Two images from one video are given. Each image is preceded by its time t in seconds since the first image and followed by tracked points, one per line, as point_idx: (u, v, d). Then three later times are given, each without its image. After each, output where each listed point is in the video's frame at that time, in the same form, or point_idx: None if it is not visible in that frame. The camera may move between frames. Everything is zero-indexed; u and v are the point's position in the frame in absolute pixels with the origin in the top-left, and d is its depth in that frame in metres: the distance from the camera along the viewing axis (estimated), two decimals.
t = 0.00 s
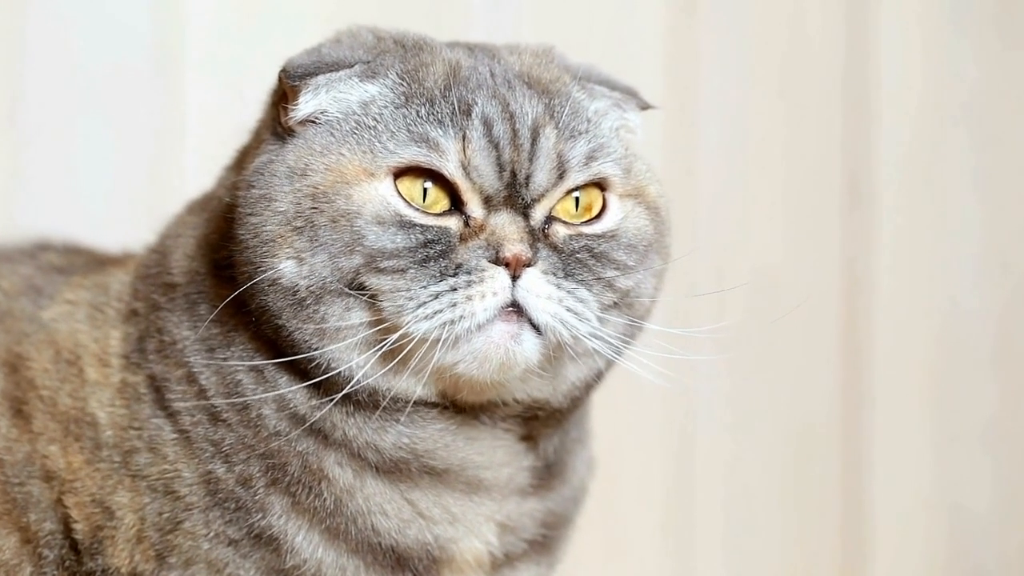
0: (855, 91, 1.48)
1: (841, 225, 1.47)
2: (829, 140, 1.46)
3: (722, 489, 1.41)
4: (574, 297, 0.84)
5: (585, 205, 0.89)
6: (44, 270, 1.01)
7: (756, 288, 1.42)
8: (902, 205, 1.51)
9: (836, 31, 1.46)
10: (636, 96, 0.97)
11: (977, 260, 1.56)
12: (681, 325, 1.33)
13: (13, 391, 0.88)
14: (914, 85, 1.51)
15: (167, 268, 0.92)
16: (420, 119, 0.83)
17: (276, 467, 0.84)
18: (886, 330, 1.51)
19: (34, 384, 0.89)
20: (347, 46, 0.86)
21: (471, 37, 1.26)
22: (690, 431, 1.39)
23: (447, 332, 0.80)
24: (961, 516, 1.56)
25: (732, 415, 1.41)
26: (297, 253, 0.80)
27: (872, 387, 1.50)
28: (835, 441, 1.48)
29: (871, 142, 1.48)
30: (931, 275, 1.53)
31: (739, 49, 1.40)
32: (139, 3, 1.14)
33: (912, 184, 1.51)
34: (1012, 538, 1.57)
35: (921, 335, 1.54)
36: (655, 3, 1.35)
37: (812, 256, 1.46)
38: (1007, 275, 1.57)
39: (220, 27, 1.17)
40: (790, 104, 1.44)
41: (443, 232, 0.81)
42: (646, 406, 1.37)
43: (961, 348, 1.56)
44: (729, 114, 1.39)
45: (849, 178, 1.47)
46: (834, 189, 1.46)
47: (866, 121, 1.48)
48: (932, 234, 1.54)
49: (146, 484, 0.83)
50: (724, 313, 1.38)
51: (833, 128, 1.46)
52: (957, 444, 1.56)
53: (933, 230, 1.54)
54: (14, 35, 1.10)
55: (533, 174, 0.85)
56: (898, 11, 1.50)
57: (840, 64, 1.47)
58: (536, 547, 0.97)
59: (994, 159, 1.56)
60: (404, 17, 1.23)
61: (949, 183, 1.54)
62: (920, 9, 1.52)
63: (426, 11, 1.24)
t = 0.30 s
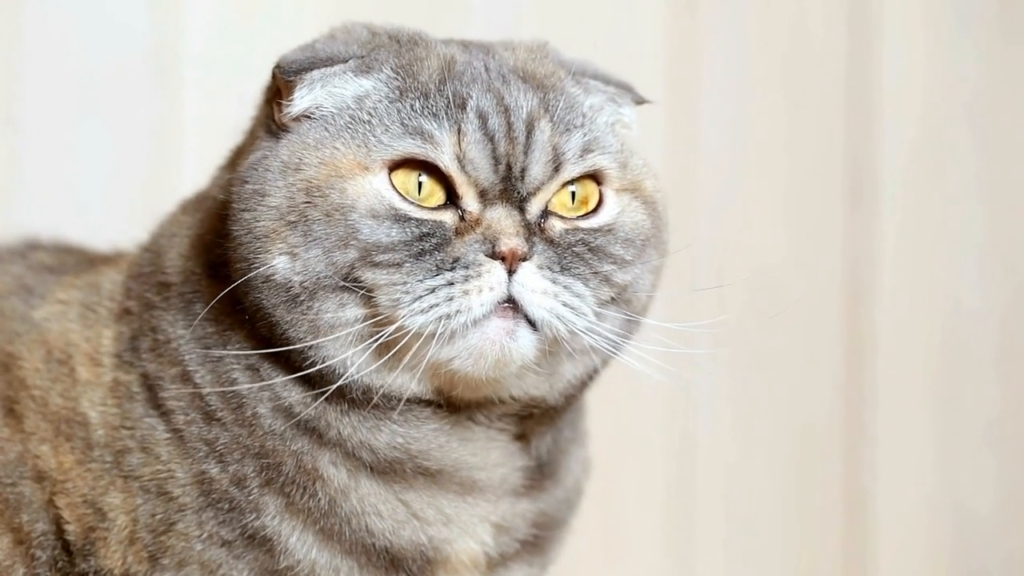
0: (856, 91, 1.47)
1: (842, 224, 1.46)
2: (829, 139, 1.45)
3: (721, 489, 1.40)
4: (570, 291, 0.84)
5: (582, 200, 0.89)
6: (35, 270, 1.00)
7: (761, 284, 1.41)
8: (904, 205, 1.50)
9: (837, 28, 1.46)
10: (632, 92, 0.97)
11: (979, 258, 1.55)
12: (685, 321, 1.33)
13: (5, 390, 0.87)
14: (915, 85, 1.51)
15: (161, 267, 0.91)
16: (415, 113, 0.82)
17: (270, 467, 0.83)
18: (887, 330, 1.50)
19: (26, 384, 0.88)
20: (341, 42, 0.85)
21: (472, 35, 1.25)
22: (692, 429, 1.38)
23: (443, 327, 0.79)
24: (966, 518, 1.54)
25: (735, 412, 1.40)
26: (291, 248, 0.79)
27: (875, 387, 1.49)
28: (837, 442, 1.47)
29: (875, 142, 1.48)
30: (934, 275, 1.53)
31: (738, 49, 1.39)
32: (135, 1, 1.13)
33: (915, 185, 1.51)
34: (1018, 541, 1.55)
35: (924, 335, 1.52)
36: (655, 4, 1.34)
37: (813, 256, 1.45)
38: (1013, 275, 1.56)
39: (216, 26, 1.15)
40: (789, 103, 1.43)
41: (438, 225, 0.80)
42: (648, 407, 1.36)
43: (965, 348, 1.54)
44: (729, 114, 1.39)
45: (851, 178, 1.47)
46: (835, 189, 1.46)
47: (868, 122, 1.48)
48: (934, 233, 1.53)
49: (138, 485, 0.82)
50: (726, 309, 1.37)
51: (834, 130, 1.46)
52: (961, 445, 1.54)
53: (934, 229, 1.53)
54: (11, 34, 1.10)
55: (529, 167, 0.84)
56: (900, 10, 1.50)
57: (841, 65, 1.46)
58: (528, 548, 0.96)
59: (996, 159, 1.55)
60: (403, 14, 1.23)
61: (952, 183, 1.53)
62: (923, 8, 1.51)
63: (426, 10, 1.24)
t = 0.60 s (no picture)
0: (859, 91, 1.46)
1: (844, 224, 1.46)
2: (831, 138, 1.45)
3: (722, 493, 1.39)
4: (573, 287, 0.83)
5: (584, 195, 0.88)
6: (32, 269, 0.99)
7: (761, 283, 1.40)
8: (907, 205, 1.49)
9: (840, 28, 1.45)
10: (633, 88, 0.96)
11: (981, 258, 1.53)
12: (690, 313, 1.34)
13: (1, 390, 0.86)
14: (919, 84, 1.49)
15: (160, 266, 0.90)
16: (415, 106, 0.82)
17: (270, 468, 0.82)
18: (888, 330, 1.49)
19: (23, 383, 0.87)
20: (341, 38, 0.84)
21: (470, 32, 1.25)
22: (693, 431, 1.37)
23: (445, 322, 0.78)
24: (966, 520, 1.52)
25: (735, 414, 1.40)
26: (292, 245, 0.78)
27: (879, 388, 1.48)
28: (840, 444, 1.46)
29: (878, 143, 1.47)
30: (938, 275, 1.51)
31: (739, 50, 1.38)
32: None
33: (917, 185, 1.49)
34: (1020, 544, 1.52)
35: (926, 336, 1.51)
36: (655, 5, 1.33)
37: (814, 256, 1.45)
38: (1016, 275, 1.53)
39: (215, 28, 1.15)
40: (790, 103, 1.42)
41: (440, 220, 0.79)
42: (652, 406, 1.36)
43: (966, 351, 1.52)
44: (732, 114, 1.39)
45: (854, 177, 1.46)
46: (836, 190, 1.45)
47: (871, 122, 1.47)
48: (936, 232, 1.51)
49: (136, 487, 0.81)
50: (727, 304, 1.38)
51: (836, 132, 1.45)
52: (963, 448, 1.52)
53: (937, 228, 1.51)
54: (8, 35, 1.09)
55: (531, 161, 0.84)
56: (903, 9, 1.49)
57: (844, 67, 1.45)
58: (525, 551, 0.95)
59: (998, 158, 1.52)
60: (403, 11, 1.22)
61: (955, 183, 1.51)
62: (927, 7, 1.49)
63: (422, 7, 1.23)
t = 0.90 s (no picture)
0: (862, 90, 1.45)
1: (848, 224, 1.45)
2: (835, 136, 1.44)
3: (725, 495, 1.38)
4: (575, 282, 0.82)
5: (586, 190, 0.87)
6: (30, 268, 0.98)
7: (763, 282, 1.39)
8: (912, 204, 1.49)
9: (842, 27, 1.44)
10: (636, 84, 0.95)
11: (985, 259, 1.53)
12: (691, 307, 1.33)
13: None
14: (921, 83, 1.49)
15: (159, 266, 0.89)
16: (415, 100, 0.81)
17: (270, 470, 0.81)
18: (891, 331, 1.48)
19: (20, 382, 0.86)
20: (340, 34, 0.84)
21: (469, 27, 1.24)
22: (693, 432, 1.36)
23: (446, 317, 0.77)
24: (971, 521, 1.52)
25: (736, 412, 1.38)
26: (292, 241, 0.77)
27: (882, 389, 1.47)
28: (844, 446, 1.45)
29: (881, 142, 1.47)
30: (943, 275, 1.51)
31: (741, 49, 1.38)
32: None
33: (921, 185, 1.49)
34: None
35: (929, 337, 1.50)
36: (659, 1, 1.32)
37: (816, 256, 1.44)
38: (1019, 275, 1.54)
39: (215, 27, 1.14)
40: (793, 101, 1.41)
41: (441, 214, 0.78)
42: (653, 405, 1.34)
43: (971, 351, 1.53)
44: (734, 112, 1.38)
45: (856, 177, 1.46)
46: (839, 190, 1.44)
47: (874, 122, 1.46)
48: (940, 233, 1.51)
49: (134, 488, 0.80)
50: (728, 300, 1.37)
51: (839, 129, 1.44)
52: (967, 449, 1.52)
53: (940, 230, 1.51)
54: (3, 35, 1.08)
55: (532, 155, 0.83)
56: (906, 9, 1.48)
57: (847, 65, 1.45)
58: (525, 553, 0.93)
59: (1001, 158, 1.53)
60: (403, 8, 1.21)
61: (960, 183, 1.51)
62: (930, 7, 1.49)
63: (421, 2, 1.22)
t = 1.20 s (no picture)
0: (865, 90, 1.45)
1: (851, 225, 1.44)
2: (838, 135, 1.43)
3: (728, 498, 1.37)
4: (579, 284, 0.81)
5: (589, 192, 0.86)
6: (27, 267, 0.98)
7: (765, 282, 1.38)
8: (915, 204, 1.48)
9: (845, 27, 1.44)
10: (640, 86, 0.95)
11: (989, 262, 1.52)
12: (698, 318, 1.32)
13: None
14: (925, 84, 1.48)
15: (158, 266, 0.89)
16: (417, 100, 0.80)
17: (269, 473, 0.80)
18: (894, 333, 1.47)
19: (16, 381, 0.85)
20: (342, 34, 0.83)
21: (470, 27, 1.23)
22: (699, 431, 1.35)
23: (449, 319, 0.77)
24: (975, 523, 1.51)
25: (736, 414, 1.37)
26: (293, 243, 0.76)
27: (885, 392, 1.46)
28: (846, 449, 1.44)
29: (885, 141, 1.46)
30: (947, 275, 1.50)
31: (743, 48, 1.37)
32: None
33: (925, 185, 1.48)
34: None
35: (933, 339, 1.50)
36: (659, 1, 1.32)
37: (818, 258, 1.43)
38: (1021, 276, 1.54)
39: (215, 26, 1.14)
40: (797, 103, 1.41)
41: (444, 216, 0.78)
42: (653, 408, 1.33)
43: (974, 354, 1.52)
44: (736, 113, 1.37)
45: (858, 177, 1.45)
46: (842, 190, 1.44)
47: (878, 122, 1.45)
48: (943, 236, 1.50)
49: (132, 490, 0.79)
50: (731, 304, 1.35)
51: (843, 129, 1.43)
52: (971, 453, 1.51)
53: (943, 233, 1.50)
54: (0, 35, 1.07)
55: (535, 156, 0.82)
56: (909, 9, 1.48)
57: (851, 66, 1.44)
58: (525, 557, 0.93)
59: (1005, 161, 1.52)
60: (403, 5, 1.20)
61: (963, 184, 1.51)
62: (934, 8, 1.49)
63: (420, 0, 1.21)
